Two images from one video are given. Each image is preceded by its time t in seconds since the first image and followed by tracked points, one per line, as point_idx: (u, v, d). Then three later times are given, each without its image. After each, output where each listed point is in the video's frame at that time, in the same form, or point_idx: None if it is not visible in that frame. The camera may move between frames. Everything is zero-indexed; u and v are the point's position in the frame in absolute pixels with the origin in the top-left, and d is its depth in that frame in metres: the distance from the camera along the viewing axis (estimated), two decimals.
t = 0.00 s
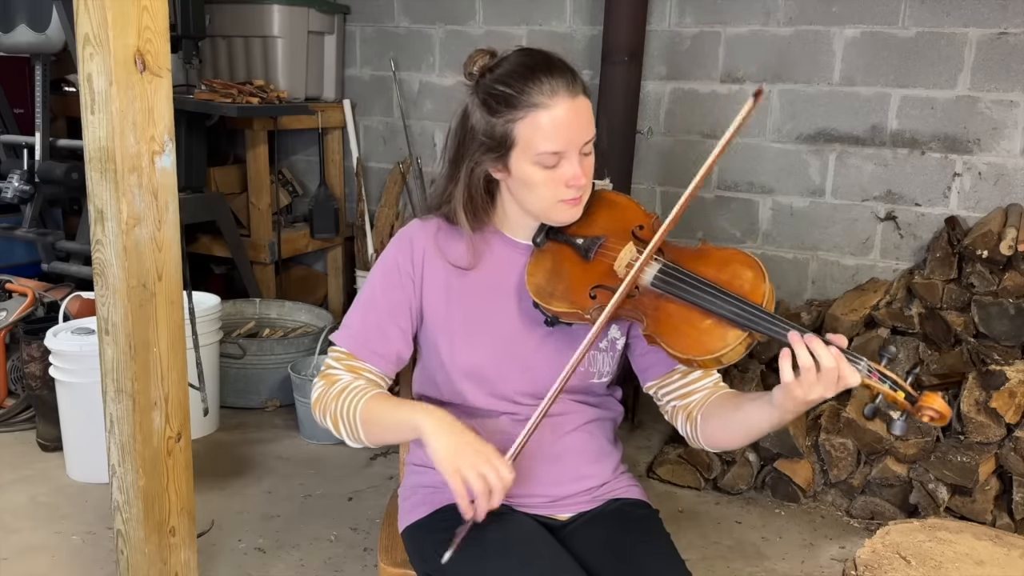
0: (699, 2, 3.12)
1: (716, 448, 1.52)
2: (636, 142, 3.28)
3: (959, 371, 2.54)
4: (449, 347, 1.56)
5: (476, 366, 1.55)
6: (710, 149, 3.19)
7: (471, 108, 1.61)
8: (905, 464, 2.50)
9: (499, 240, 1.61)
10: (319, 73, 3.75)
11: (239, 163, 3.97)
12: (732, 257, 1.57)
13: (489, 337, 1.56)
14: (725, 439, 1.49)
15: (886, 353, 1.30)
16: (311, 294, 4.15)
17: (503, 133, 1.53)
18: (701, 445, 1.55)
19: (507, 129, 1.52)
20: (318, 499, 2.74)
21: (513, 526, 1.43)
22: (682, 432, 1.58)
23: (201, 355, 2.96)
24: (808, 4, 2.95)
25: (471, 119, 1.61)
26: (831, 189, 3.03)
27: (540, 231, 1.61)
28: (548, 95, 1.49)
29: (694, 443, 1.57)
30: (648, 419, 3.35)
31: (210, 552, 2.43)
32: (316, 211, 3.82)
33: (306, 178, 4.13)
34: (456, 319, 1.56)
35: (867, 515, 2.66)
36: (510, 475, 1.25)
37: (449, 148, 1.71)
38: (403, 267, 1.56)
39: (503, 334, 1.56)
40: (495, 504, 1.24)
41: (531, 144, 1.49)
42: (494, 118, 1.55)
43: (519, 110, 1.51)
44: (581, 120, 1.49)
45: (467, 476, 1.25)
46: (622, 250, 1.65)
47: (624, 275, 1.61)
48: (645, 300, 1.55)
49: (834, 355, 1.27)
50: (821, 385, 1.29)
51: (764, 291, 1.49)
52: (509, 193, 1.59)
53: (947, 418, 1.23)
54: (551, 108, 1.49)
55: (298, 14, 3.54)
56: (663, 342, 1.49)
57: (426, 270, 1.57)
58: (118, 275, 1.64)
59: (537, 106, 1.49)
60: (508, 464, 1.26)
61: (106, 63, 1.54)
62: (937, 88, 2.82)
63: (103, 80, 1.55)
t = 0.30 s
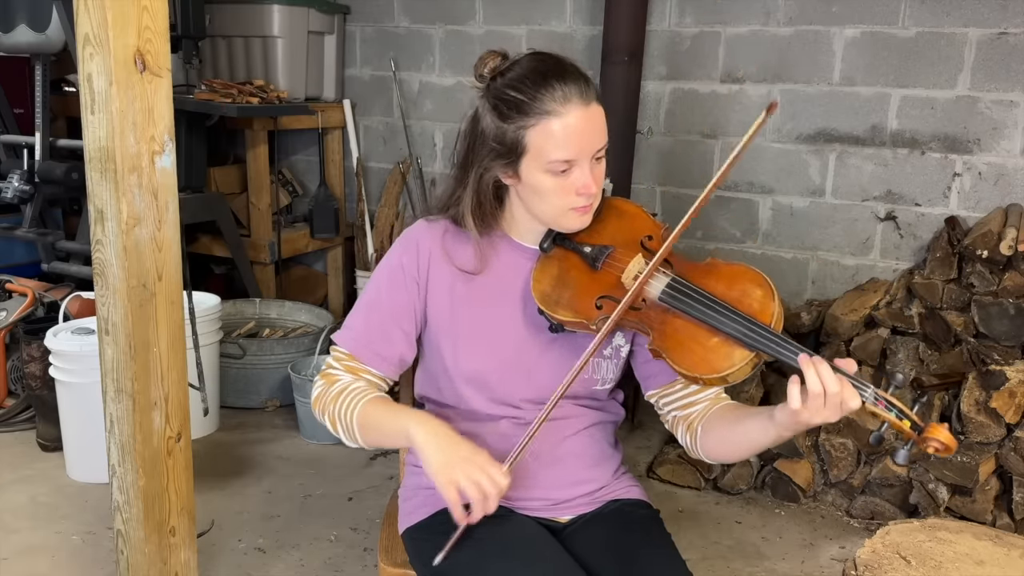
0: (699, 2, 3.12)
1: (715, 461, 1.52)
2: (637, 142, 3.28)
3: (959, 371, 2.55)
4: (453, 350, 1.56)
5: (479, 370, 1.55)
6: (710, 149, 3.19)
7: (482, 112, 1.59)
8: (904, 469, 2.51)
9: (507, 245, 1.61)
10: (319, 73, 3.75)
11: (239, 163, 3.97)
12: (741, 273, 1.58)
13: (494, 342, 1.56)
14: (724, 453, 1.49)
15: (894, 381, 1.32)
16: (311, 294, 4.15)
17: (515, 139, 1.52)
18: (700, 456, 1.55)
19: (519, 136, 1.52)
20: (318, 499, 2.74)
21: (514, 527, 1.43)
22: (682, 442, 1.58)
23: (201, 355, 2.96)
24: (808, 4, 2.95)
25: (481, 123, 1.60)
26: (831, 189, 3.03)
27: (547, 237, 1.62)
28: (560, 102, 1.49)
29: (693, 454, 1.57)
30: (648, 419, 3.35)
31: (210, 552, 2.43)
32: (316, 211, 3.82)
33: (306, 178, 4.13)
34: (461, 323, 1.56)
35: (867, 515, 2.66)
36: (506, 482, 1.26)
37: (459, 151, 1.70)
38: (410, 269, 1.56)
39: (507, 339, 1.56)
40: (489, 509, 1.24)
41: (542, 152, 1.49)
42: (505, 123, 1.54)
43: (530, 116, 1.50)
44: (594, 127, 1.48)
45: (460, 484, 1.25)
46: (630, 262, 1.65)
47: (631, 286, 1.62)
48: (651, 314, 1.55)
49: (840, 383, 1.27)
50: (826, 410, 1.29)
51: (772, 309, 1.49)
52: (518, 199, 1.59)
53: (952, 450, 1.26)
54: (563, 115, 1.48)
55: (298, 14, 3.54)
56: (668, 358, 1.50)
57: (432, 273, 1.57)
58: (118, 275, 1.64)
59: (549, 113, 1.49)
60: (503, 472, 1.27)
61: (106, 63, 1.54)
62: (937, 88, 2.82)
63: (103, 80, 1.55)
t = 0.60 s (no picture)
0: (699, 2, 3.12)
1: (708, 469, 1.52)
2: (637, 142, 3.28)
3: (959, 371, 2.55)
4: (453, 350, 1.56)
5: (478, 371, 1.55)
6: (710, 149, 3.19)
7: (489, 114, 1.59)
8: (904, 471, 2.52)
9: (510, 247, 1.62)
10: (319, 73, 3.75)
11: (239, 163, 3.97)
12: (744, 285, 1.58)
13: (496, 343, 1.56)
14: (718, 462, 1.49)
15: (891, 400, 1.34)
16: (311, 294, 4.15)
17: (521, 142, 1.52)
18: (694, 465, 1.55)
19: (526, 139, 1.51)
20: (318, 499, 2.74)
21: (514, 527, 1.44)
22: (676, 449, 1.58)
23: (201, 355, 2.96)
24: (808, 4, 2.95)
25: (488, 125, 1.60)
26: (831, 189, 3.03)
27: (550, 240, 1.62)
28: (569, 106, 1.49)
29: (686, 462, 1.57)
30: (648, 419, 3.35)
31: (210, 552, 2.43)
32: (316, 211, 3.82)
33: (306, 178, 4.12)
34: (462, 324, 1.56)
35: (867, 515, 2.66)
36: (501, 512, 1.27)
37: (464, 152, 1.70)
38: (414, 268, 1.56)
39: (507, 340, 1.56)
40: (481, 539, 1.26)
41: (549, 157, 1.48)
42: (512, 126, 1.54)
43: (538, 120, 1.50)
44: (601, 133, 1.48)
45: (456, 511, 1.27)
46: (633, 270, 1.65)
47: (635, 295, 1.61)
48: (653, 323, 1.55)
49: (837, 396, 1.28)
50: (822, 422, 1.29)
51: (774, 323, 1.50)
52: (523, 202, 1.58)
53: (949, 473, 1.29)
54: (570, 120, 1.48)
55: (298, 14, 3.54)
56: (668, 368, 1.49)
57: (435, 272, 1.57)
58: (118, 275, 1.64)
59: (557, 117, 1.48)
60: (499, 501, 1.28)
61: (106, 63, 1.54)
62: (937, 88, 2.82)
63: (103, 80, 1.55)
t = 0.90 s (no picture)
0: (699, 2, 3.12)
1: (704, 463, 1.53)
2: (637, 142, 3.28)
3: (959, 371, 2.55)
4: (455, 349, 1.56)
5: (480, 370, 1.55)
6: (710, 149, 3.19)
7: (484, 113, 1.59)
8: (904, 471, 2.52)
9: (509, 246, 1.62)
10: (319, 73, 3.75)
11: (239, 163, 3.97)
12: (740, 275, 1.59)
13: (497, 342, 1.56)
14: (713, 454, 1.50)
15: (892, 384, 1.36)
16: (311, 294, 4.15)
17: (516, 141, 1.52)
18: (689, 460, 1.55)
19: (521, 138, 1.51)
20: (318, 499, 2.74)
21: (513, 527, 1.43)
22: (671, 444, 1.58)
23: (201, 355, 2.96)
24: (808, 4, 2.95)
25: (483, 124, 1.60)
26: (831, 189, 3.03)
27: (547, 237, 1.62)
28: (563, 104, 1.49)
29: (682, 457, 1.58)
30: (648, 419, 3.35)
31: (210, 552, 2.43)
32: (316, 211, 3.82)
33: (306, 178, 4.13)
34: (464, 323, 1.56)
35: (867, 515, 2.66)
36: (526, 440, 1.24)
37: (460, 151, 1.69)
38: (416, 268, 1.56)
39: (508, 339, 1.56)
40: (510, 466, 1.22)
41: (545, 154, 1.49)
42: (507, 125, 1.54)
43: (533, 119, 1.50)
44: (596, 130, 1.49)
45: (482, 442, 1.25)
46: (630, 262, 1.66)
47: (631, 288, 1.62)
48: (651, 315, 1.55)
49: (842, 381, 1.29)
50: (825, 406, 1.30)
51: (771, 313, 1.50)
52: (519, 200, 1.59)
53: (950, 453, 1.29)
54: (565, 118, 1.48)
55: (298, 14, 3.54)
56: (666, 359, 1.49)
57: (436, 271, 1.57)
58: (118, 275, 1.64)
59: (552, 115, 1.49)
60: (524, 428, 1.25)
61: (106, 63, 1.54)
62: (937, 88, 2.82)
63: (103, 80, 1.55)
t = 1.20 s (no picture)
0: (699, 2, 3.12)
1: (707, 460, 1.52)
2: (637, 142, 3.28)
3: (959, 371, 2.55)
4: (452, 350, 1.56)
5: (477, 372, 1.56)
6: (710, 149, 3.19)
7: (483, 113, 1.60)
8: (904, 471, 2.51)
9: (507, 248, 1.61)
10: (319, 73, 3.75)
11: (239, 162, 3.97)
12: (738, 274, 1.59)
13: (494, 343, 1.56)
14: (717, 454, 1.49)
15: (889, 382, 1.35)
16: (311, 294, 4.15)
17: (515, 140, 1.52)
18: (693, 458, 1.54)
19: (519, 137, 1.52)
20: (318, 499, 2.74)
21: (514, 526, 1.43)
22: (674, 442, 1.58)
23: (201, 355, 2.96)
24: (808, 4, 2.95)
25: (482, 123, 1.60)
26: (831, 189, 3.03)
27: (546, 238, 1.62)
28: (561, 103, 1.49)
29: (685, 456, 1.57)
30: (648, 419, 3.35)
31: (210, 552, 2.43)
32: (316, 211, 3.82)
33: (306, 178, 4.13)
34: (461, 324, 1.56)
35: (867, 515, 2.66)
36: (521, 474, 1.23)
37: (460, 151, 1.70)
38: (412, 268, 1.56)
39: (506, 341, 1.56)
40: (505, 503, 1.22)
41: (543, 153, 1.49)
42: (506, 125, 1.54)
43: (531, 118, 1.50)
44: (594, 129, 1.48)
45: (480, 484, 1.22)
46: (628, 262, 1.65)
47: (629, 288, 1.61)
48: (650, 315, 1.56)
49: (839, 380, 1.27)
50: (822, 406, 1.29)
51: (769, 311, 1.50)
52: (519, 200, 1.59)
53: (948, 451, 1.29)
54: (563, 117, 1.48)
55: (298, 14, 3.54)
56: (664, 358, 1.49)
57: (433, 272, 1.57)
58: (118, 275, 1.64)
59: (549, 114, 1.49)
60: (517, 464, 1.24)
61: (106, 63, 1.54)
62: (937, 88, 2.82)
63: (103, 80, 1.55)
